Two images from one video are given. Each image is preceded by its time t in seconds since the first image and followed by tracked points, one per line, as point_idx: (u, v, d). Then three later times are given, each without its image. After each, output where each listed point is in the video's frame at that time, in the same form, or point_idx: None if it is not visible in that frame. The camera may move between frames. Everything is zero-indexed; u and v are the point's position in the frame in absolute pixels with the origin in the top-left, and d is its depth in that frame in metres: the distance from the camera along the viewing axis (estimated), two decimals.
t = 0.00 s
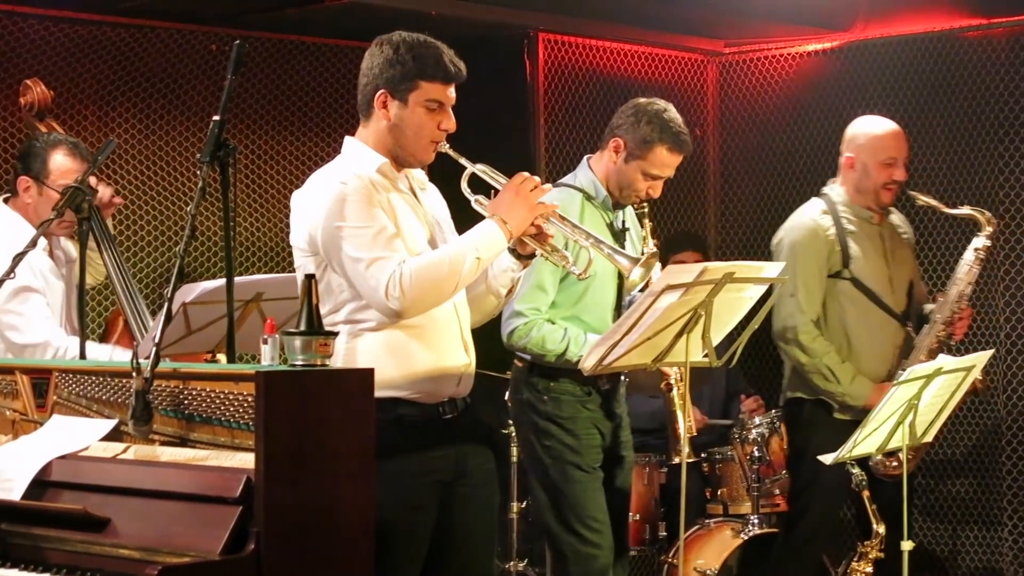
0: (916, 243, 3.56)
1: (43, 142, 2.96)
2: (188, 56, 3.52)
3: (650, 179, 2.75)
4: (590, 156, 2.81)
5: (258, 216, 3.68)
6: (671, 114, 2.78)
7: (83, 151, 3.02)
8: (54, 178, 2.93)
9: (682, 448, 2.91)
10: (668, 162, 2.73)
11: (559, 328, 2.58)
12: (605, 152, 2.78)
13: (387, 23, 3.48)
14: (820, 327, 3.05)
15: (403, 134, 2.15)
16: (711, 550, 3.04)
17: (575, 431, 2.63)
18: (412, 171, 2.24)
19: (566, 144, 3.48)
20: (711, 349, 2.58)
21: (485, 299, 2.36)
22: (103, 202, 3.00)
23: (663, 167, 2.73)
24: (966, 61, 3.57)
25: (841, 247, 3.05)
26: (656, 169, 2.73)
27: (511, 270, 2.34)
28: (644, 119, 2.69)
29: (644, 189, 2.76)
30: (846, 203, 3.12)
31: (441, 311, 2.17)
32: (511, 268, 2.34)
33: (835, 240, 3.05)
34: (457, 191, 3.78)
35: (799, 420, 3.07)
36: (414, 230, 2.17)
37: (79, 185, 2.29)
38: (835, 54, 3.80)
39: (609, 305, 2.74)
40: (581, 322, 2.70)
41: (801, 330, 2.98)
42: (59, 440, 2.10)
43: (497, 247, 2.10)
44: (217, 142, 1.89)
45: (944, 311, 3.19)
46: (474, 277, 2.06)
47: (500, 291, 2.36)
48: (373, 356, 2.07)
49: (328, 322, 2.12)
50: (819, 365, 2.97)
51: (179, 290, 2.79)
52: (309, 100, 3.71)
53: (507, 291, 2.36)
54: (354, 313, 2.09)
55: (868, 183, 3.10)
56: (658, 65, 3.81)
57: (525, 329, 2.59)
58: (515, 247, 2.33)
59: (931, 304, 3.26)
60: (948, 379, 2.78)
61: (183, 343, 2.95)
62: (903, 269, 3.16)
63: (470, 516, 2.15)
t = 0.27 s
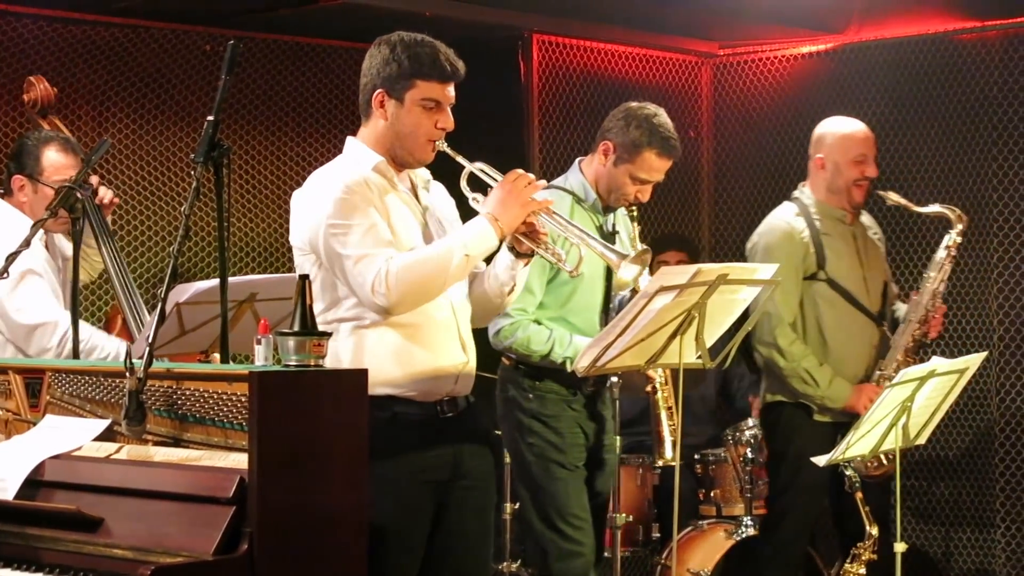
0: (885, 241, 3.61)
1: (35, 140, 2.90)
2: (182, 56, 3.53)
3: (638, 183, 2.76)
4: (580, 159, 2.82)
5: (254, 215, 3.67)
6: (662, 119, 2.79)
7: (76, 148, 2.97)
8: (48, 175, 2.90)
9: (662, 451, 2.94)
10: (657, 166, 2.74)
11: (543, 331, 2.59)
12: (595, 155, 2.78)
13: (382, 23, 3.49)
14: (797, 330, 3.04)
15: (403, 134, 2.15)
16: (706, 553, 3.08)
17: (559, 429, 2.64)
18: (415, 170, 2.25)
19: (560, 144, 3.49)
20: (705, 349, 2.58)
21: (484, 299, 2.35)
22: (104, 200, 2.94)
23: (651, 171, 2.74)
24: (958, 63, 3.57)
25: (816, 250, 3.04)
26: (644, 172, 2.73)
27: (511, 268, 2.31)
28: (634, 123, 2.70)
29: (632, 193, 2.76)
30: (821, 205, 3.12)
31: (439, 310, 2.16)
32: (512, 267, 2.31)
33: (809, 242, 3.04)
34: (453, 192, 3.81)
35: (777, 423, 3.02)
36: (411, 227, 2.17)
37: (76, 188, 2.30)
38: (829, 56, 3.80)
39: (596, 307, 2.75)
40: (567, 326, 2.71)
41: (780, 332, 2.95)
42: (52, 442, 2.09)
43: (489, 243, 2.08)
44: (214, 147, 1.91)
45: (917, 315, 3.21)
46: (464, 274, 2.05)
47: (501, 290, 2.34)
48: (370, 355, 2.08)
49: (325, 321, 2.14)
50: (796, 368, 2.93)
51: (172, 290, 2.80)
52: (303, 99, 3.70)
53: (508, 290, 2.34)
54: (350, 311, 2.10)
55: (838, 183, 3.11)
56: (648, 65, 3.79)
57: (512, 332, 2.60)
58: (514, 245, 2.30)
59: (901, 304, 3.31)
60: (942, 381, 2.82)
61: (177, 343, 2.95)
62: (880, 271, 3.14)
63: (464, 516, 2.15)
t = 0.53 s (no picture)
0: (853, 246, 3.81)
1: (63, 146, 3.07)
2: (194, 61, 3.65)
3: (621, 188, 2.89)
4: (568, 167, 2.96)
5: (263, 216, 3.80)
6: (643, 127, 2.92)
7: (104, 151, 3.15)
8: (76, 179, 3.05)
9: (645, 441, 3.10)
10: (638, 172, 2.87)
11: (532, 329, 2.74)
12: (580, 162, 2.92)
13: (383, 31, 3.62)
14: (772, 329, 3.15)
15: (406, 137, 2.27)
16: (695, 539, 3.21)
17: (547, 420, 2.78)
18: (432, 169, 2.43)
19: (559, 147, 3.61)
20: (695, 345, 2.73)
21: (490, 299, 2.47)
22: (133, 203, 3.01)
23: (632, 177, 2.87)
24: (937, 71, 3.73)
25: (790, 252, 3.17)
26: (625, 177, 2.86)
27: (514, 269, 2.44)
28: (614, 131, 2.83)
29: (615, 198, 2.90)
30: (787, 205, 3.26)
31: (442, 310, 2.32)
32: (513, 268, 2.44)
33: (784, 244, 3.17)
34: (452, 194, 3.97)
35: (755, 416, 3.11)
36: (409, 228, 2.30)
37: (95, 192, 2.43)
38: (813, 65, 3.94)
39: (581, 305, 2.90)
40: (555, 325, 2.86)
41: (756, 330, 3.03)
42: (74, 430, 2.29)
43: (479, 242, 2.20)
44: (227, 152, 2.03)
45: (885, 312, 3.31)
46: (452, 271, 2.15)
47: (506, 289, 2.45)
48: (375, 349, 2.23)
49: (330, 317, 2.29)
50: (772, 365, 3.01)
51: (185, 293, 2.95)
52: (310, 102, 3.84)
53: (513, 288, 2.44)
54: (355, 308, 2.26)
55: (811, 187, 3.24)
56: (640, 73, 3.91)
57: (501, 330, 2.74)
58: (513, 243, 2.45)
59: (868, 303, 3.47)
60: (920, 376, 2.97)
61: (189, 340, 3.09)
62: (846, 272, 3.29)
63: (460, 505, 2.30)
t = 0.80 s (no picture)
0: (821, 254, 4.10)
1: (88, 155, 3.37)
2: (207, 75, 3.86)
3: (589, 191, 3.13)
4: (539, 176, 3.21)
5: (274, 220, 4.03)
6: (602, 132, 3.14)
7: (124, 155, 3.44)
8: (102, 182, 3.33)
9: (628, 416, 3.31)
10: (602, 173, 3.10)
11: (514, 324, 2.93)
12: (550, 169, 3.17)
13: (382, 49, 3.83)
14: (744, 330, 3.39)
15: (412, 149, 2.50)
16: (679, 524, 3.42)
17: (536, 410, 3.01)
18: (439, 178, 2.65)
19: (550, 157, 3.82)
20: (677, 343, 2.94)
21: (494, 303, 2.70)
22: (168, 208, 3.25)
23: (598, 178, 3.10)
24: (905, 84, 3.96)
25: (763, 259, 3.40)
26: (591, 180, 3.09)
27: (512, 273, 2.70)
28: (577, 139, 3.07)
29: (583, 199, 3.14)
30: (762, 216, 3.49)
31: (440, 307, 2.53)
32: (511, 271, 2.70)
33: (758, 253, 3.40)
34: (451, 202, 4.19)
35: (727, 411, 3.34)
36: (410, 233, 2.50)
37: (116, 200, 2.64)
38: (789, 81, 4.18)
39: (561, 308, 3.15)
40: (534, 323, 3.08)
41: (731, 337, 3.25)
42: (100, 423, 2.54)
43: (471, 247, 2.39)
44: (247, 165, 2.25)
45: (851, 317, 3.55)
46: (445, 273, 2.34)
47: (507, 293, 2.70)
48: (380, 345, 2.44)
49: (337, 314, 2.50)
50: (744, 368, 3.25)
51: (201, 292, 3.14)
52: (316, 115, 4.08)
53: (513, 290, 2.70)
54: (360, 307, 2.46)
55: (784, 198, 3.47)
56: (625, 89, 4.17)
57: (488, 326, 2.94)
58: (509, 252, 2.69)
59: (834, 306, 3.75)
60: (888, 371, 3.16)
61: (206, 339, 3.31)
62: (813, 279, 3.51)
63: (453, 492, 2.52)
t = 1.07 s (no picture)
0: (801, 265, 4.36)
1: (115, 165, 3.58)
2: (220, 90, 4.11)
3: (568, 193, 3.33)
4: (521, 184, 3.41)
5: (285, 225, 4.26)
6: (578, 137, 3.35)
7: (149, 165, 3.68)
8: (128, 193, 3.54)
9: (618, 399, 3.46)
10: (581, 176, 3.31)
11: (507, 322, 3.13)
12: (531, 175, 3.37)
13: (385, 64, 4.03)
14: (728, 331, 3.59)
15: (421, 162, 2.69)
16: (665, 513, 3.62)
17: (528, 404, 3.20)
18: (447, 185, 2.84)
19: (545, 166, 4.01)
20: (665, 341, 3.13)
21: (496, 305, 2.91)
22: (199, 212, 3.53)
23: (577, 181, 3.31)
24: (880, 94, 4.18)
25: (747, 264, 3.60)
26: (571, 183, 3.30)
27: (513, 277, 2.90)
28: (555, 146, 3.27)
29: (564, 202, 3.34)
30: (751, 223, 3.68)
31: (444, 308, 2.71)
32: (512, 276, 2.91)
33: (743, 258, 3.60)
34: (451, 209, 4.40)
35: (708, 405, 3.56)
36: (418, 238, 2.70)
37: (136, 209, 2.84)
38: (769, 94, 4.43)
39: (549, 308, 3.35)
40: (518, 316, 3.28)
41: (714, 334, 3.45)
42: (120, 419, 2.76)
43: (473, 253, 2.57)
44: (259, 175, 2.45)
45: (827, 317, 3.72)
46: (447, 277, 2.53)
47: (508, 295, 2.91)
48: (391, 343, 2.64)
49: (349, 312, 2.71)
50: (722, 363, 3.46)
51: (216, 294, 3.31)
52: (323, 128, 4.30)
53: (513, 292, 2.90)
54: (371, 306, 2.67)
55: (773, 207, 3.66)
56: (618, 101, 4.43)
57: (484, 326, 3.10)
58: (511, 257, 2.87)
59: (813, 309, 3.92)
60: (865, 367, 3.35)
61: (220, 339, 3.50)
62: (792, 282, 3.71)
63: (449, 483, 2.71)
